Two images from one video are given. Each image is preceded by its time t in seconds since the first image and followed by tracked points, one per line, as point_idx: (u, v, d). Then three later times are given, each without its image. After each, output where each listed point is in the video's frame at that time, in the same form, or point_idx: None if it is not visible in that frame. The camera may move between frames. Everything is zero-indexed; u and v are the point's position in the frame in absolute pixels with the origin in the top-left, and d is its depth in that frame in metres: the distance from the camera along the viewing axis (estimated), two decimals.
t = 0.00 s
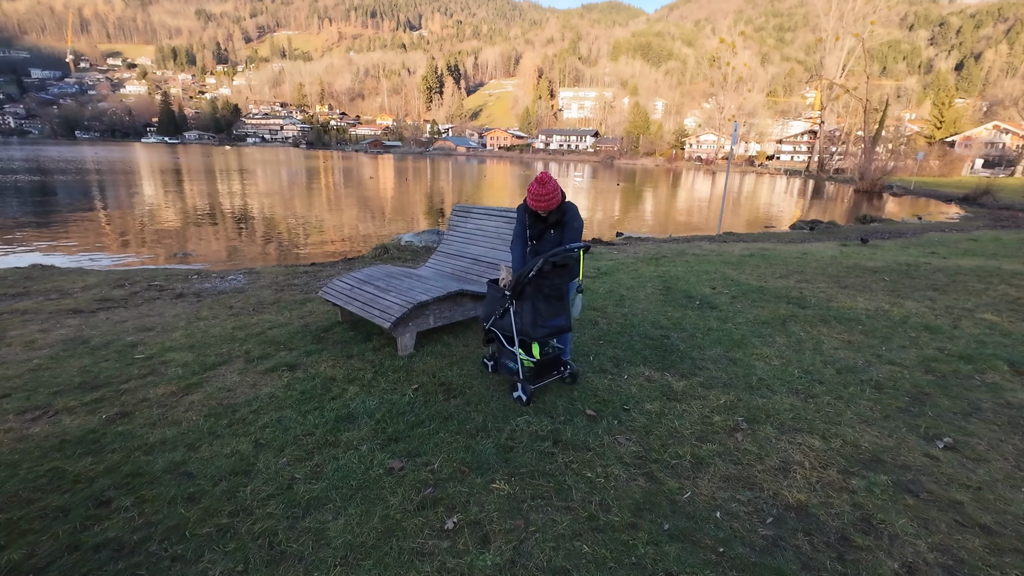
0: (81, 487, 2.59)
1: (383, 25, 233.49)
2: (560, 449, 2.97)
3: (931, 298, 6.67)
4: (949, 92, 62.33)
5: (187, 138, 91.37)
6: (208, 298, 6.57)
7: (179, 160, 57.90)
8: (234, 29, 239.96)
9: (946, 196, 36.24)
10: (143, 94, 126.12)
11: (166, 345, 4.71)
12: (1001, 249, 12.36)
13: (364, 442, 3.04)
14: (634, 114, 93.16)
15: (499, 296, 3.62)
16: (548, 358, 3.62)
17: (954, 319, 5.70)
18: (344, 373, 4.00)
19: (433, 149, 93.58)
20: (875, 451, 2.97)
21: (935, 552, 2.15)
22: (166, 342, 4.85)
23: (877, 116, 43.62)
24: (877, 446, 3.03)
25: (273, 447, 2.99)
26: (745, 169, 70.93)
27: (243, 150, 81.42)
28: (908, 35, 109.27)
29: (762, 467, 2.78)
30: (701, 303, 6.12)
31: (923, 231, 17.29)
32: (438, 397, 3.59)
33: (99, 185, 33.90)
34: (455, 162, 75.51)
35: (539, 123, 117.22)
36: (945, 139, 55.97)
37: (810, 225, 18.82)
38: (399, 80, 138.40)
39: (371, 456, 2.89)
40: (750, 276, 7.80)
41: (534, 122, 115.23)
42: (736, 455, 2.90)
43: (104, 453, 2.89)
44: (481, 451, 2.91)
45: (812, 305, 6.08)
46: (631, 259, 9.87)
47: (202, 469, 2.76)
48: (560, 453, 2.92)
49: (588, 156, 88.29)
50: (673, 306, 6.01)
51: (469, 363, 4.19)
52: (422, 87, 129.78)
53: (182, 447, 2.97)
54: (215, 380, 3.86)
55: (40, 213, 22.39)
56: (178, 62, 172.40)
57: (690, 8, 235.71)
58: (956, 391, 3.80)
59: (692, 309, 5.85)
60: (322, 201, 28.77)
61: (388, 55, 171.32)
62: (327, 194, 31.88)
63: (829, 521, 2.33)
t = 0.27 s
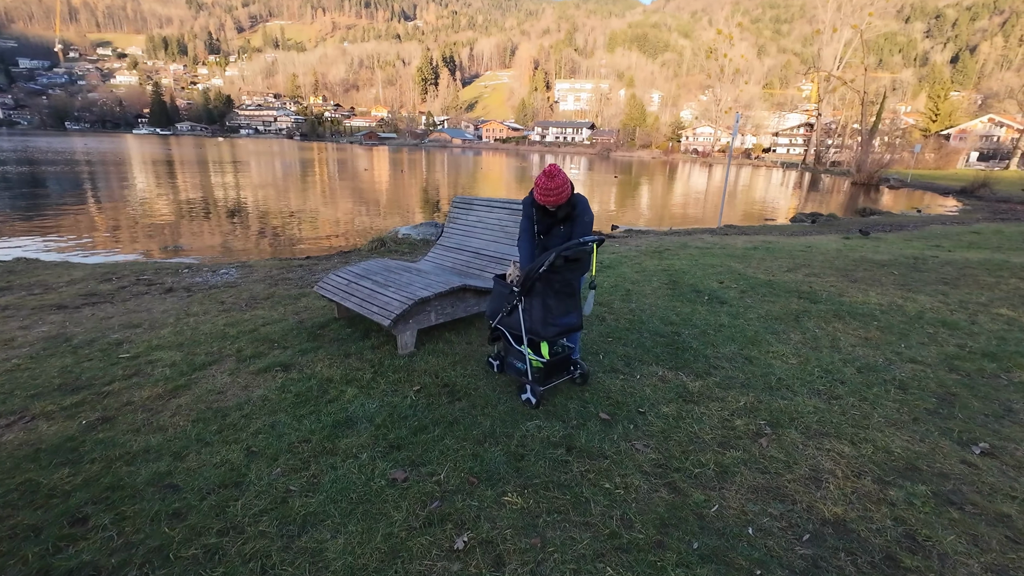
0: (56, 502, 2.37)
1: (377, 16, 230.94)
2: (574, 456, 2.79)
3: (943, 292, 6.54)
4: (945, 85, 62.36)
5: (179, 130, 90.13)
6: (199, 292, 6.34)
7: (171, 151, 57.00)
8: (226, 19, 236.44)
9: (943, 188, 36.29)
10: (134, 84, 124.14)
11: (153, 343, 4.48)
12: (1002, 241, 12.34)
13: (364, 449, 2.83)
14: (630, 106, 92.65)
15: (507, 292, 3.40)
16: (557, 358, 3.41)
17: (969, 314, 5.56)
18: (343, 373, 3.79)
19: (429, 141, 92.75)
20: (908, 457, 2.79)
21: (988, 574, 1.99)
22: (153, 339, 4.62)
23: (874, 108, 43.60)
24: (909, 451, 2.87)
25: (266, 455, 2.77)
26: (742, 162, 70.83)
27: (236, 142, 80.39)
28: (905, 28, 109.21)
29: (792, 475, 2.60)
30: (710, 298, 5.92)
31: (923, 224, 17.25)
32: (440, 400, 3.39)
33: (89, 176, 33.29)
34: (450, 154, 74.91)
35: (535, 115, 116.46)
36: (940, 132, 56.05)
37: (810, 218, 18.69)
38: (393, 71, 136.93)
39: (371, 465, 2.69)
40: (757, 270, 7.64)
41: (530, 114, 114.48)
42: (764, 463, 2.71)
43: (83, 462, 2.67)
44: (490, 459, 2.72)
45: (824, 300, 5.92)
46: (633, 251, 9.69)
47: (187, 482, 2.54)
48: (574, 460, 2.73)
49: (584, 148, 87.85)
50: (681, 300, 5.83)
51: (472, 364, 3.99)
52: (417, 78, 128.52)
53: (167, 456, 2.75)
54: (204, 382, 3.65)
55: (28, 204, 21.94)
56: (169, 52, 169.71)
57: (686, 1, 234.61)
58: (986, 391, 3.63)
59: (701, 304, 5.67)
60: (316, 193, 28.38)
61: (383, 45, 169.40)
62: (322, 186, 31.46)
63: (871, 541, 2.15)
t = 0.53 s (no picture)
0: (20, 523, 2.16)
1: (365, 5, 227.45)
2: (585, 464, 2.61)
3: (947, 284, 6.45)
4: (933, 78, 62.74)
5: (164, 120, 88.25)
6: (183, 287, 6.08)
7: (155, 141, 55.72)
8: (211, 7, 231.54)
9: (932, 180, 36.52)
10: (116, 73, 121.29)
11: (134, 343, 4.24)
12: (995, 233, 12.38)
13: (360, 458, 2.64)
14: (621, 98, 92.24)
15: (510, 289, 3.21)
16: (563, 359, 3.23)
17: (976, 307, 5.47)
18: (335, 374, 3.59)
19: (419, 132, 91.78)
20: (936, 462, 2.65)
21: None
22: (132, 338, 4.36)
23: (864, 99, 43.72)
24: (935, 454, 2.73)
25: (254, 466, 2.58)
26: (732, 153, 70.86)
27: (222, 132, 78.83)
28: (893, 20, 109.67)
29: (815, 483, 2.46)
30: (713, 292, 5.78)
31: (916, 216, 17.27)
32: (440, 403, 3.21)
33: (70, 168, 32.39)
34: (441, 145, 74.09)
35: (526, 106, 115.59)
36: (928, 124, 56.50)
37: (804, 209, 18.65)
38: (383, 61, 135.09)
39: (369, 476, 2.50)
40: (758, 263, 7.49)
41: (521, 106, 113.62)
42: (785, 470, 2.56)
43: (53, 478, 2.45)
44: (496, 467, 2.54)
45: (829, 294, 5.79)
46: (629, 244, 9.52)
47: (168, 497, 2.34)
48: (585, 468, 2.56)
49: (576, 140, 87.37)
50: (683, 294, 5.68)
51: (471, 363, 3.81)
52: (406, 68, 126.92)
53: (146, 468, 2.55)
54: (186, 385, 3.42)
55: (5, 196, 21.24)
56: (152, 40, 165.84)
57: None
58: (1005, 389, 3.51)
59: (705, 298, 5.52)
60: (305, 184, 27.84)
61: (372, 35, 166.97)
62: (311, 178, 30.90)
63: (909, 558, 2.00)
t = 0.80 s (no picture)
0: None
1: None
2: (587, 471, 2.47)
3: (939, 276, 6.43)
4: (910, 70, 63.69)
5: (138, 110, 85.57)
6: (156, 284, 5.79)
7: (129, 131, 53.97)
8: None
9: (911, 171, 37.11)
10: (86, 61, 117.15)
11: (102, 344, 3.98)
12: (976, 223, 12.53)
13: (348, 468, 2.46)
14: (605, 88, 91.99)
15: (505, 285, 3.04)
16: (561, 358, 3.09)
17: (969, 298, 5.45)
18: (318, 375, 3.38)
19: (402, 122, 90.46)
20: (946, 460, 2.57)
21: None
22: (101, 339, 4.09)
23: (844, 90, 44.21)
24: (945, 453, 2.65)
25: (233, 480, 2.38)
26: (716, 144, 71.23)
27: (198, 122, 76.73)
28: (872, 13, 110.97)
29: (828, 486, 2.35)
30: (707, 285, 5.68)
31: (899, 206, 17.46)
32: (432, 406, 3.03)
33: (38, 158, 31.20)
34: (424, 136, 73.29)
35: (510, 97, 114.67)
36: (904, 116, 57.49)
37: (789, 200, 18.75)
38: (364, 50, 132.72)
39: (357, 489, 2.32)
40: (750, 255, 7.42)
41: (505, 96, 112.73)
42: (796, 473, 2.44)
43: (9, 498, 2.24)
44: (494, 476, 2.39)
45: (823, 286, 5.74)
46: (619, 236, 9.40)
47: (137, 518, 2.14)
48: (589, 476, 2.42)
49: (560, 131, 87.04)
50: (678, 288, 5.56)
51: (463, 363, 3.63)
52: (388, 58, 124.86)
53: (113, 485, 2.34)
54: (159, 390, 3.19)
55: None
56: (123, 27, 160.43)
57: None
58: (1007, 384, 3.46)
59: (700, 291, 5.41)
60: (286, 175, 27.18)
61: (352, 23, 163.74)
62: (293, 169, 30.23)
63: (934, 568, 1.90)
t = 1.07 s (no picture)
0: None
1: None
2: (592, 478, 2.29)
3: (929, 264, 6.42)
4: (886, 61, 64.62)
5: (105, 97, 82.36)
6: (122, 278, 5.44)
7: (95, 119, 51.79)
8: None
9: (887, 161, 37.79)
10: (48, 45, 112.15)
11: (60, 344, 3.67)
12: (956, 212, 12.69)
13: (331, 480, 2.25)
14: (587, 78, 91.55)
15: (499, 278, 2.83)
16: (560, 355, 2.90)
17: (961, 287, 5.43)
18: (299, 376, 3.14)
19: (382, 111, 88.83)
20: (964, 458, 2.46)
21: None
22: (59, 339, 3.78)
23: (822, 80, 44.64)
24: (963, 448, 2.54)
25: (205, 496, 2.15)
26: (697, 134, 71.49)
27: (170, 110, 74.17)
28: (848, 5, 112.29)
29: (848, 489, 2.22)
30: (701, 275, 5.55)
31: (879, 195, 17.66)
32: (423, 408, 2.83)
33: None
34: (405, 125, 71.91)
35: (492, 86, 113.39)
36: (879, 107, 58.52)
37: (773, 189, 18.84)
38: (342, 37, 129.73)
39: (343, 505, 2.11)
40: (741, 244, 7.33)
41: (486, 85, 111.51)
42: (810, 476, 2.31)
43: None
44: (491, 485, 2.20)
45: (817, 275, 5.66)
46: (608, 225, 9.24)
47: (94, 544, 1.91)
48: (594, 484, 2.24)
49: (542, 121, 86.42)
50: (672, 278, 5.42)
51: (454, 361, 3.43)
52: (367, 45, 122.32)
53: (67, 506, 2.09)
54: (120, 396, 2.91)
55: None
56: (88, 11, 153.95)
57: None
58: (1009, 374, 3.40)
59: (695, 282, 5.28)
60: (263, 165, 26.37)
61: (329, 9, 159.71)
62: (270, 158, 29.38)
63: None
